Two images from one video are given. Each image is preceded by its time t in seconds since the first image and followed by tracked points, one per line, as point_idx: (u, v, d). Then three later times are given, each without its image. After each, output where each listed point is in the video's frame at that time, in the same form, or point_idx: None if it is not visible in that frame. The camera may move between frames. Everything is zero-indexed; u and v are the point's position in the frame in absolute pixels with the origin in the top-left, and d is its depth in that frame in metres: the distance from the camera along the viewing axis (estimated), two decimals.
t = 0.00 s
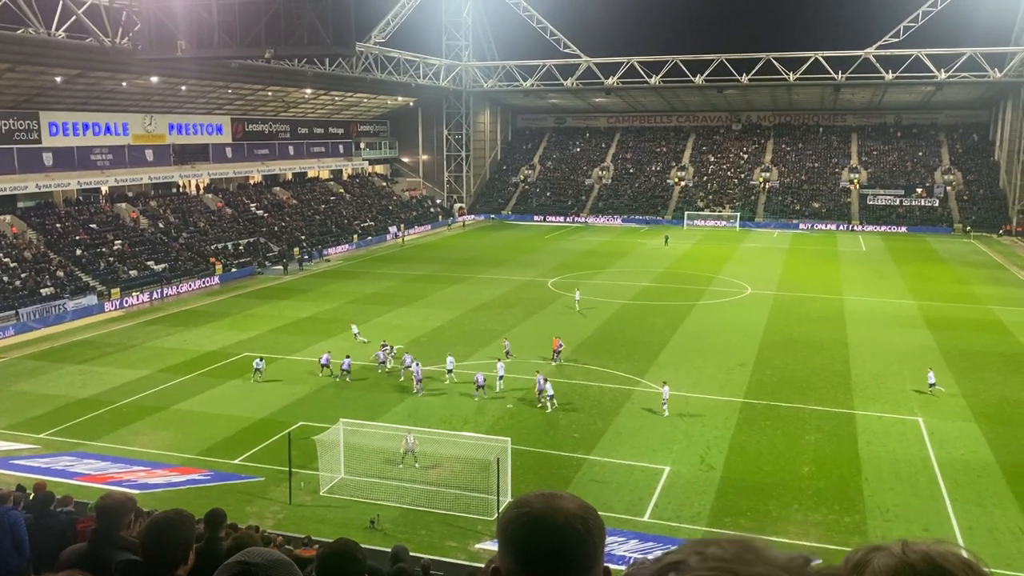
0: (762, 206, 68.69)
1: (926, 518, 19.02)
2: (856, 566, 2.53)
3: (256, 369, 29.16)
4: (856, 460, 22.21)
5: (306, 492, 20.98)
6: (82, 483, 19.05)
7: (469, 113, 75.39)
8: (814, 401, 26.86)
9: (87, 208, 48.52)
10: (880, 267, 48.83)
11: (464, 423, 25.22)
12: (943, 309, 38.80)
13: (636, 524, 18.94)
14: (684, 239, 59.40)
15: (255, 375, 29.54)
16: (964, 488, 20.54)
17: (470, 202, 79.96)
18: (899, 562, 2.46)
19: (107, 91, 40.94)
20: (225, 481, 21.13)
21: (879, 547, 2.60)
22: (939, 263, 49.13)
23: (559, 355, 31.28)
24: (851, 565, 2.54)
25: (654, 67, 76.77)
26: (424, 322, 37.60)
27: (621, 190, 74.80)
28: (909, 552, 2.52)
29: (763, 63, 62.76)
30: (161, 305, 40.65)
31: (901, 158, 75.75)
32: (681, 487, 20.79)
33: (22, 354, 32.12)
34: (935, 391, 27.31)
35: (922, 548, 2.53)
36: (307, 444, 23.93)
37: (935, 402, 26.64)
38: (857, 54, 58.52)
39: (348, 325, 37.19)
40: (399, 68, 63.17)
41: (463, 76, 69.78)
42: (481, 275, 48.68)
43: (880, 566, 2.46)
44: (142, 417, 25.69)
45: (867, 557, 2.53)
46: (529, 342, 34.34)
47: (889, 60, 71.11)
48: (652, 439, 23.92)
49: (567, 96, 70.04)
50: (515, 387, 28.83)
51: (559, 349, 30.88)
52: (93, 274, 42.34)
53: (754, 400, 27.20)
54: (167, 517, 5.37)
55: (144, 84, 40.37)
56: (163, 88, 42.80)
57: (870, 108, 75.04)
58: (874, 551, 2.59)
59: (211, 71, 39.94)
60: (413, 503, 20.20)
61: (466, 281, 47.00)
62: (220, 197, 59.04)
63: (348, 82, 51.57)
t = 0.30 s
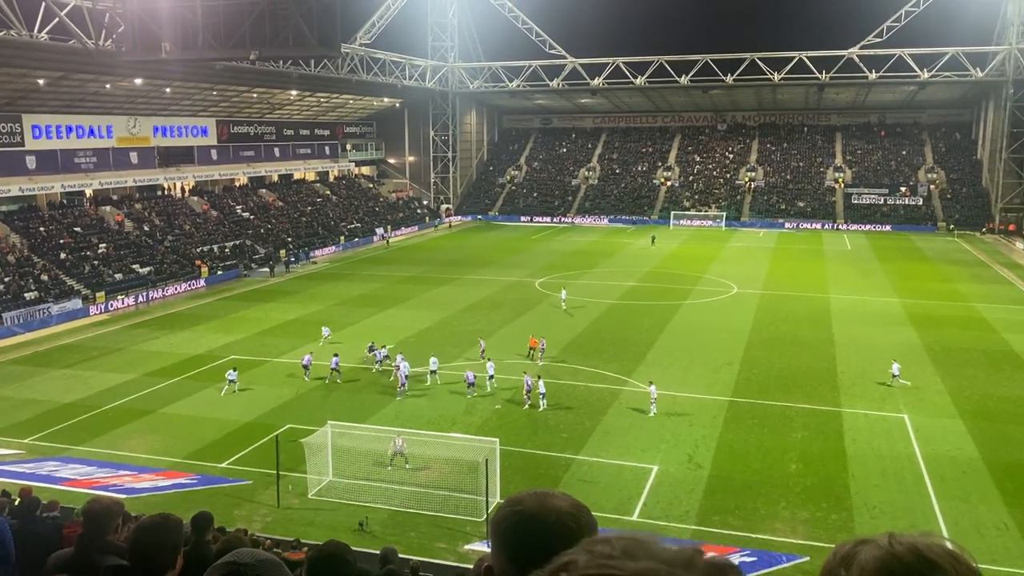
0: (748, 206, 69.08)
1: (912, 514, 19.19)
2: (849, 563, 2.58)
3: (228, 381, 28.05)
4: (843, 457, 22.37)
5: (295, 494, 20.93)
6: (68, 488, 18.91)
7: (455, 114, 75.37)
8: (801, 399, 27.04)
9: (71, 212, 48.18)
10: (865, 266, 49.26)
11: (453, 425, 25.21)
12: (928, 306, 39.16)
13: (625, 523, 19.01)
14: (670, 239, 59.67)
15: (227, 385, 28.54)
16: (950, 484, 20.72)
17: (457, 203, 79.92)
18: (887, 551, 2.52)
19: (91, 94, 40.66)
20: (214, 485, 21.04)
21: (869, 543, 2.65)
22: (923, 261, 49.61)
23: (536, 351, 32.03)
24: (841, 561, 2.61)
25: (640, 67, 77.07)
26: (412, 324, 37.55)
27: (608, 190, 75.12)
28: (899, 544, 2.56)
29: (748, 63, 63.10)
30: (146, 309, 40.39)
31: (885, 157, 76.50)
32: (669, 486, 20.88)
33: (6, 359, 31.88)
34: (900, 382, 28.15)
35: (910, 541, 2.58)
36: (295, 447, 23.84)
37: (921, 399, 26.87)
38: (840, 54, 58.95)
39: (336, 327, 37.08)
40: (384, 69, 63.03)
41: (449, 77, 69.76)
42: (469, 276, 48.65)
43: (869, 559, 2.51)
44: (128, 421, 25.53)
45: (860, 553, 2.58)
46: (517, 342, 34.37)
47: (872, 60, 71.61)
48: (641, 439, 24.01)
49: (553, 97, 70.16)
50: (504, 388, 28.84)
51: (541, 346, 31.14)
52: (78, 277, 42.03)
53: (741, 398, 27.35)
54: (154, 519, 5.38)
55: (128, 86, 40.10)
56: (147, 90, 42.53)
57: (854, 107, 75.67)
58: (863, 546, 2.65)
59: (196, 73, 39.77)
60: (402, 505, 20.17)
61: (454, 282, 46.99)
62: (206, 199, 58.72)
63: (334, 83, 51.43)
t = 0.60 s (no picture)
0: (726, 202, 69.59)
1: (891, 507, 19.47)
2: (826, 552, 2.65)
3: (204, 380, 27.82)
4: (822, 451, 22.64)
5: (276, 494, 20.87)
6: (47, 490, 18.82)
7: (436, 112, 75.20)
8: (781, 394, 27.32)
9: (48, 212, 47.60)
10: (843, 262, 49.77)
11: (435, 423, 25.20)
12: (905, 301, 39.66)
13: (607, 518, 19.14)
14: (651, 236, 59.97)
15: (204, 384, 28.30)
16: (928, 477, 21.05)
17: (438, 201, 79.68)
18: (861, 539, 2.58)
19: (66, 92, 40.14)
20: (194, 486, 20.98)
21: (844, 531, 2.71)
22: (900, 256, 50.24)
23: (508, 346, 32.97)
24: (818, 549, 2.69)
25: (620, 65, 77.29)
26: (394, 322, 37.46)
27: (588, 188, 75.37)
28: (871, 531, 2.63)
29: (726, 61, 63.52)
30: (124, 309, 40.01)
31: (863, 153, 77.40)
32: (650, 481, 21.03)
33: None
34: (854, 373, 29.29)
35: (884, 529, 2.64)
36: (276, 447, 23.75)
37: (899, 394, 27.24)
38: (818, 51, 59.44)
39: (317, 326, 36.92)
40: (363, 67, 62.72)
41: (429, 75, 69.51)
42: (451, 274, 48.59)
43: (842, 549, 2.58)
44: (107, 422, 25.30)
45: (836, 542, 2.64)
46: (499, 340, 34.41)
47: (849, 57, 72.34)
48: (622, 435, 24.16)
49: (533, 94, 70.11)
50: (486, 386, 28.83)
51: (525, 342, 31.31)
52: (54, 278, 41.53)
53: (721, 394, 27.59)
54: (131, 523, 5.36)
55: (103, 84, 39.62)
56: (123, 88, 42.03)
57: (831, 104, 76.38)
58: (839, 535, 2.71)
59: (174, 71, 39.38)
60: (385, 504, 20.19)
61: (436, 280, 46.91)
62: (184, 198, 58.19)
63: (313, 81, 51.14)
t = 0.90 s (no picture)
0: (699, 198, 70.11)
1: (862, 498, 19.81)
2: (796, 546, 2.72)
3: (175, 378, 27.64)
4: (795, 444, 22.95)
5: (250, 494, 20.74)
6: (15, 493, 18.59)
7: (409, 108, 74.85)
8: (754, 388, 27.65)
9: (14, 211, 46.71)
10: (814, 257, 50.38)
11: (411, 421, 25.15)
12: (875, 295, 40.27)
13: (583, 514, 19.26)
14: (625, 232, 60.27)
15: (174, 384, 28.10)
16: (899, 468, 21.43)
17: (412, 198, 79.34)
18: (826, 534, 2.64)
19: (32, 89, 39.36)
20: (165, 487, 20.74)
21: (815, 523, 2.77)
22: (870, 251, 50.97)
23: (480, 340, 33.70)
24: (786, 542, 2.77)
25: (593, 61, 77.46)
26: (369, 320, 37.30)
27: (563, 184, 75.52)
28: (838, 525, 2.68)
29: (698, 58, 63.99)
30: (94, 309, 39.42)
31: (833, 149, 78.35)
32: (626, 476, 21.19)
33: None
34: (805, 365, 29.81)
35: (851, 523, 2.69)
36: (249, 446, 23.57)
37: (869, 386, 27.69)
38: (788, 48, 60.00)
39: (291, 325, 36.65)
40: (335, 62, 62.24)
41: (401, 71, 69.11)
42: (426, 271, 48.46)
43: (810, 542, 2.65)
44: (77, 424, 24.95)
45: (803, 537, 2.71)
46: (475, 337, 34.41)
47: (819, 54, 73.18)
48: (598, 430, 24.29)
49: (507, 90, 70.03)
50: (462, 383, 28.81)
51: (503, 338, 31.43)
52: (21, 278, 40.79)
53: (696, 388, 27.87)
54: (96, 525, 5.30)
55: (70, 81, 38.96)
56: (90, 85, 41.30)
57: (802, 101, 77.19)
58: (812, 526, 2.77)
59: (143, 67, 38.79)
60: (361, 503, 20.14)
61: (411, 277, 46.79)
62: (154, 196, 57.42)
63: (284, 78, 50.65)
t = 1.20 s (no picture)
0: (676, 195, 70.52)
1: (838, 491, 20.07)
2: (772, 541, 2.77)
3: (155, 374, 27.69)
4: (772, 438, 23.21)
5: (228, 495, 20.58)
6: None
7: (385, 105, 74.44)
8: (731, 383, 27.91)
9: None
10: (790, 252, 50.86)
11: (390, 419, 25.08)
12: (850, 290, 40.74)
13: (563, 510, 19.32)
14: (603, 229, 60.42)
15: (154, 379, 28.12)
16: (874, 461, 21.73)
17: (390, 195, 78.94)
18: (804, 526, 2.68)
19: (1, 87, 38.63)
20: (141, 488, 20.57)
21: (792, 517, 2.81)
22: (845, 246, 51.54)
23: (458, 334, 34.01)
24: (763, 535, 2.82)
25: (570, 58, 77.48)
26: (347, 319, 37.11)
27: (541, 181, 75.59)
28: (814, 518, 2.73)
29: (674, 55, 64.29)
30: (66, 309, 38.88)
31: (808, 145, 79.05)
32: (605, 472, 21.30)
33: None
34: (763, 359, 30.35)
35: (826, 516, 2.73)
36: (226, 447, 23.38)
37: (844, 380, 28.05)
38: (764, 45, 60.38)
39: (268, 323, 36.38)
40: (311, 58, 61.77)
41: (377, 68, 68.69)
42: (404, 269, 48.28)
43: (787, 536, 2.69)
44: (50, 425, 24.61)
45: (780, 530, 2.75)
46: (454, 334, 34.36)
47: (794, 51, 73.79)
48: (578, 426, 24.37)
49: (484, 87, 69.89)
50: (441, 380, 28.76)
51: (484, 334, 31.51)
52: None
53: (674, 384, 28.07)
54: (68, 529, 5.25)
55: (40, 78, 38.36)
56: (61, 82, 40.61)
57: (778, 97, 77.77)
58: (789, 519, 2.82)
59: (115, 64, 38.23)
60: (340, 502, 20.06)
61: (389, 275, 46.61)
62: (128, 194, 56.69)
63: (259, 74, 50.16)
